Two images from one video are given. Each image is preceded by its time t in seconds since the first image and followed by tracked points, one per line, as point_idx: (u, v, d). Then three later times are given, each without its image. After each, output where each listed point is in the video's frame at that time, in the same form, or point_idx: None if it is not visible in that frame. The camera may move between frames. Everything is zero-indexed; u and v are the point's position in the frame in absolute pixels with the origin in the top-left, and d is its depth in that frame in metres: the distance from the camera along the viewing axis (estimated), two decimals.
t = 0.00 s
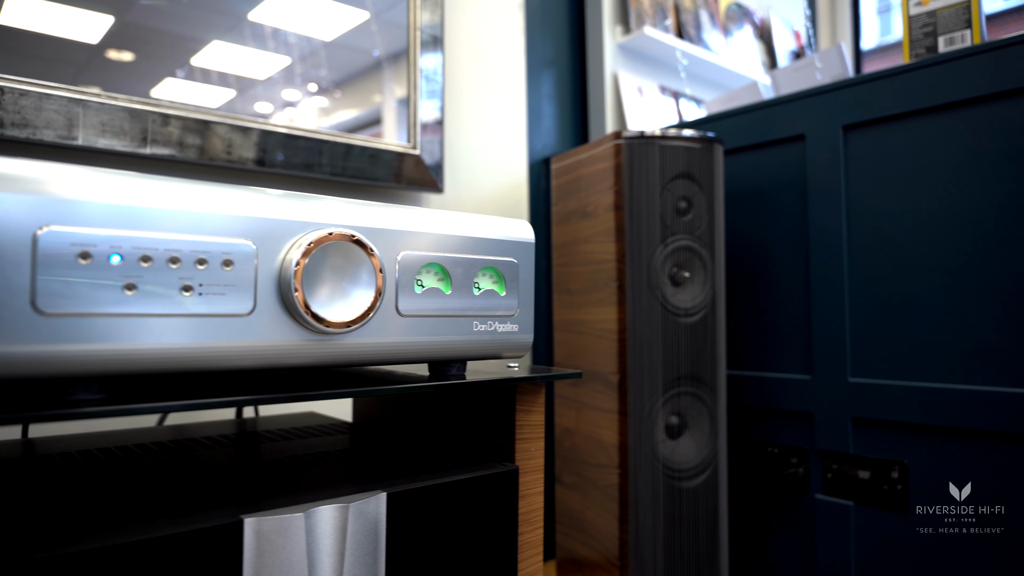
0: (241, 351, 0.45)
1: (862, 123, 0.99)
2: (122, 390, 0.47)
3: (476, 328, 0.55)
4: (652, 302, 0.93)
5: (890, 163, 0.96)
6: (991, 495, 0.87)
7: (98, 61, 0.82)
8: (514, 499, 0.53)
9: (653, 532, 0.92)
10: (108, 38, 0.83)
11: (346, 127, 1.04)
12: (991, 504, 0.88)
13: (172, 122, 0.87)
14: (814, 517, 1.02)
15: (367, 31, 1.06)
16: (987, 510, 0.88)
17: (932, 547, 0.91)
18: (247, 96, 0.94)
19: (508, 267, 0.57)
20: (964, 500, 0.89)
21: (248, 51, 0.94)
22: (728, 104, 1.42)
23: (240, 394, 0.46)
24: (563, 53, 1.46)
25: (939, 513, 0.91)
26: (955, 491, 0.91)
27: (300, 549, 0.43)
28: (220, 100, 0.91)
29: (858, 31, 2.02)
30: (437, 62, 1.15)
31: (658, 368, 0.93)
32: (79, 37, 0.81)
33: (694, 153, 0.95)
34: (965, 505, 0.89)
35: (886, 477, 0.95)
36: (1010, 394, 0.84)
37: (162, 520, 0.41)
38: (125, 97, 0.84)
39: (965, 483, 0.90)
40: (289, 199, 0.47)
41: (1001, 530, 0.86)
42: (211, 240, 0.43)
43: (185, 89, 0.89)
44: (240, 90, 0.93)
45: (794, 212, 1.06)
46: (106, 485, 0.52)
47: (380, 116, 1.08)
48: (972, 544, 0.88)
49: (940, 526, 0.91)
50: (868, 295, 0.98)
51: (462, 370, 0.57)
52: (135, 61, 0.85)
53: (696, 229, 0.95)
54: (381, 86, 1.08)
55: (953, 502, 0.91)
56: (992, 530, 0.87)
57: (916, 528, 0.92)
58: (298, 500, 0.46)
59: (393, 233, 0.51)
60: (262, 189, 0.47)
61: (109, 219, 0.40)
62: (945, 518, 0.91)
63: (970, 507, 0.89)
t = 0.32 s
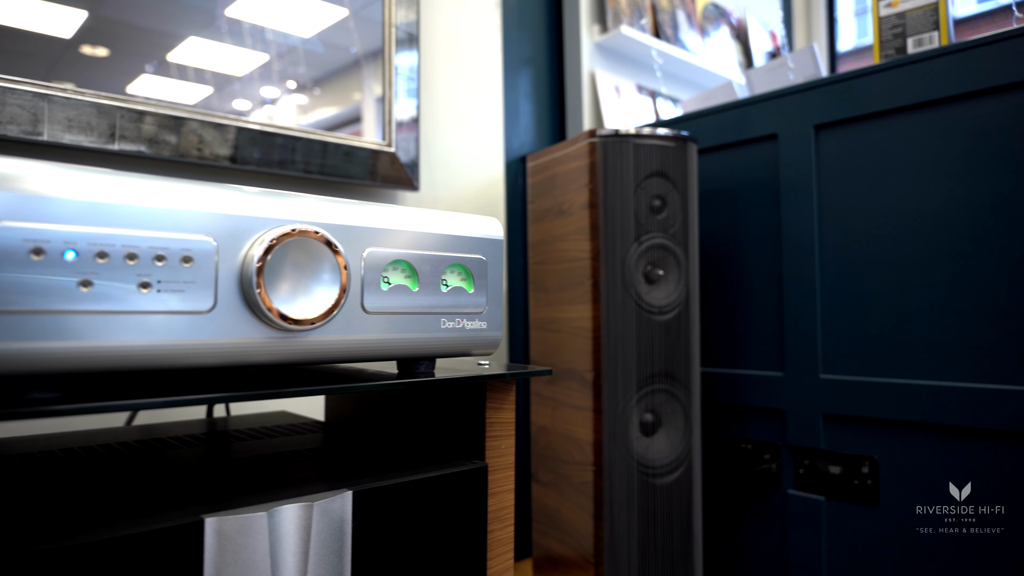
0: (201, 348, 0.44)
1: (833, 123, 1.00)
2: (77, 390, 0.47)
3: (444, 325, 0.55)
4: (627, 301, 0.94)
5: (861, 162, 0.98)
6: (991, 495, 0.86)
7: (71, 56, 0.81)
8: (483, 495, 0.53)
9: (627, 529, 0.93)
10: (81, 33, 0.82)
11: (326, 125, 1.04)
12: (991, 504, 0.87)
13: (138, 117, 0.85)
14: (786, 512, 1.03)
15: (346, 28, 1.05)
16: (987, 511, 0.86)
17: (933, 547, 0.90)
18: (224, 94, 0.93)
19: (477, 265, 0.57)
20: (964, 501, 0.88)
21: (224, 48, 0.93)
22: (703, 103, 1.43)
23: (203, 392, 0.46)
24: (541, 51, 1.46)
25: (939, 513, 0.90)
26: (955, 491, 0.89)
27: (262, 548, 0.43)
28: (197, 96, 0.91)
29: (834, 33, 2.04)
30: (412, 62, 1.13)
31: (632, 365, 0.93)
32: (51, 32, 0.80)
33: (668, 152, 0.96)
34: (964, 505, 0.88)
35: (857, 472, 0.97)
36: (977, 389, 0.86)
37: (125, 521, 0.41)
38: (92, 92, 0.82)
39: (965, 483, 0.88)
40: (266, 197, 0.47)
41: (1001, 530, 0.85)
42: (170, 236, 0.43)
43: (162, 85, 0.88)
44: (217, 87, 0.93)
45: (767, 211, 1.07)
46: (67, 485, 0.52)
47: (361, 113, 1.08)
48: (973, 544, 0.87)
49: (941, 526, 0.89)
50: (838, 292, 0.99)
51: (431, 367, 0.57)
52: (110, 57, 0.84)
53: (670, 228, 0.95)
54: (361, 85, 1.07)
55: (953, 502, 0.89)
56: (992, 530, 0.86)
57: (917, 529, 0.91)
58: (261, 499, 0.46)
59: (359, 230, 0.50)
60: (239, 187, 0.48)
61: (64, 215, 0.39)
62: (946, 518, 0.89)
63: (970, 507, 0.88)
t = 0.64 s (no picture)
0: (163, 341, 0.44)
1: (808, 119, 1.01)
2: (38, 386, 0.46)
3: (414, 319, 0.54)
4: (603, 296, 0.94)
5: (836, 157, 0.98)
6: (990, 495, 0.85)
7: (45, 49, 0.79)
8: (455, 491, 0.53)
9: (604, 524, 0.93)
10: (55, 25, 0.80)
11: (306, 119, 1.03)
12: (990, 503, 0.85)
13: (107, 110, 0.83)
14: (761, 506, 1.04)
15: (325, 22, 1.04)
16: (986, 511, 0.85)
17: (932, 547, 0.89)
18: (202, 87, 0.92)
19: (447, 259, 0.56)
20: (963, 501, 0.87)
21: (201, 41, 0.91)
22: (681, 99, 1.44)
23: (167, 386, 0.45)
24: (519, 47, 1.46)
25: (938, 513, 0.89)
26: (954, 491, 0.88)
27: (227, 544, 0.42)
28: (173, 90, 0.89)
29: (811, 31, 2.05)
30: (389, 57, 1.13)
31: (609, 360, 0.93)
32: (24, 23, 0.78)
33: (644, 147, 0.96)
34: (964, 505, 0.87)
35: (830, 465, 0.98)
36: (947, 381, 0.87)
37: (88, 517, 0.40)
38: (58, 83, 0.80)
39: (965, 483, 0.87)
40: (243, 189, 0.48)
41: (999, 530, 0.84)
42: (130, 228, 0.42)
43: (138, 79, 0.86)
44: (194, 81, 0.91)
45: (743, 206, 1.08)
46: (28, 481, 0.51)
47: (341, 109, 1.07)
48: (973, 544, 0.86)
49: (939, 526, 0.88)
50: (813, 288, 1.00)
51: (402, 362, 0.57)
52: (84, 49, 0.82)
53: (646, 223, 0.96)
54: (341, 80, 1.07)
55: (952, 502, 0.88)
56: (991, 530, 0.85)
57: (916, 529, 0.90)
58: (227, 494, 0.46)
59: (327, 223, 0.50)
60: (215, 181, 0.48)
61: (20, 206, 0.39)
62: (944, 518, 0.88)
63: (970, 507, 0.87)
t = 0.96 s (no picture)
0: (136, 343, 0.43)
1: (789, 123, 1.02)
2: (11, 387, 0.45)
3: (393, 322, 0.54)
4: (586, 297, 0.94)
5: (816, 162, 0.99)
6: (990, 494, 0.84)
7: (27, 44, 0.79)
8: (433, 494, 0.53)
9: (585, 525, 0.93)
10: (37, 20, 0.79)
11: (291, 118, 1.02)
12: (991, 504, 0.84)
13: (87, 107, 0.82)
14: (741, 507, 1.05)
15: (310, 22, 1.04)
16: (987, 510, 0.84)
17: (933, 548, 0.88)
18: (186, 85, 0.91)
19: (426, 262, 0.56)
20: (964, 501, 0.86)
21: (186, 39, 0.91)
22: (665, 103, 1.44)
23: (141, 389, 0.45)
24: (505, 48, 1.46)
25: (939, 513, 0.88)
26: (955, 491, 0.87)
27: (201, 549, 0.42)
28: (158, 87, 0.89)
29: (795, 36, 2.07)
30: (373, 56, 1.12)
31: (591, 363, 0.94)
32: (6, 18, 0.77)
33: (627, 150, 0.97)
34: (964, 505, 0.86)
35: (809, 467, 0.98)
36: (921, 384, 0.89)
37: (58, 520, 0.40)
38: (38, 80, 0.79)
39: (966, 483, 0.87)
40: (224, 191, 0.48)
41: (1001, 529, 0.83)
42: (104, 229, 0.42)
43: (121, 75, 0.86)
44: (179, 78, 0.91)
45: (724, 210, 1.09)
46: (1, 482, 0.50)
47: (327, 108, 1.07)
48: (974, 544, 0.85)
49: (940, 526, 0.88)
50: (793, 292, 1.01)
51: (381, 364, 0.57)
52: (68, 45, 0.82)
53: (628, 226, 0.96)
54: (327, 79, 1.06)
55: (953, 502, 0.88)
56: (992, 529, 0.84)
57: (917, 529, 0.89)
58: (203, 497, 0.45)
59: (306, 224, 0.50)
60: (197, 183, 0.47)
61: None
62: (945, 518, 0.88)
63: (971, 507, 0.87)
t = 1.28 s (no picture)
0: (111, 348, 0.43)
1: (770, 128, 1.02)
2: None
3: (372, 326, 0.54)
4: (569, 300, 0.94)
5: (797, 166, 1.00)
6: (991, 495, 0.83)
7: (7, 45, 0.78)
8: (413, 500, 0.53)
9: (569, 528, 0.93)
10: (18, 21, 0.79)
11: (277, 121, 1.02)
12: (990, 503, 0.83)
13: (67, 110, 0.81)
14: (724, 508, 1.06)
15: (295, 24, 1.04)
16: (987, 511, 0.83)
17: (933, 547, 0.88)
18: (171, 87, 0.91)
19: (406, 266, 0.56)
20: (964, 501, 0.85)
21: (170, 40, 0.90)
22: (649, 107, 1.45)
23: (117, 394, 0.44)
24: (490, 53, 1.46)
25: (939, 513, 0.87)
26: (955, 491, 0.87)
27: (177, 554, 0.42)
28: (142, 89, 0.88)
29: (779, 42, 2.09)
30: (357, 59, 1.11)
31: (574, 366, 0.94)
32: None
33: (610, 154, 0.97)
34: (965, 505, 0.85)
35: (791, 468, 0.99)
36: (900, 386, 0.90)
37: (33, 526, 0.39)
38: (16, 82, 0.78)
39: (966, 483, 0.86)
40: (207, 197, 0.48)
41: (1001, 529, 0.82)
42: (78, 233, 0.41)
43: (104, 77, 0.85)
44: (163, 80, 0.90)
45: (707, 214, 1.09)
46: None
47: (313, 111, 1.06)
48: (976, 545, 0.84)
49: (940, 526, 0.87)
50: (774, 294, 1.02)
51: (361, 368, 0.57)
52: (50, 46, 0.81)
53: (611, 230, 0.97)
54: (313, 82, 1.06)
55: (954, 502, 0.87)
56: (992, 529, 0.83)
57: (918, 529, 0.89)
58: (180, 502, 0.45)
59: (284, 229, 0.50)
60: (181, 188, 0.48)
61: None
62: (945, 518, 0.87)
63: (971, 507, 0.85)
